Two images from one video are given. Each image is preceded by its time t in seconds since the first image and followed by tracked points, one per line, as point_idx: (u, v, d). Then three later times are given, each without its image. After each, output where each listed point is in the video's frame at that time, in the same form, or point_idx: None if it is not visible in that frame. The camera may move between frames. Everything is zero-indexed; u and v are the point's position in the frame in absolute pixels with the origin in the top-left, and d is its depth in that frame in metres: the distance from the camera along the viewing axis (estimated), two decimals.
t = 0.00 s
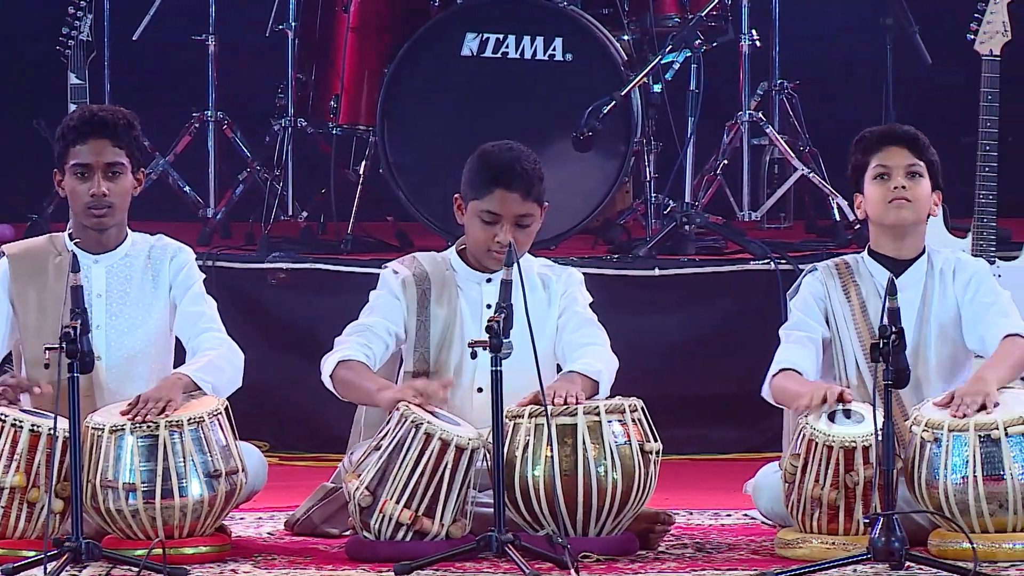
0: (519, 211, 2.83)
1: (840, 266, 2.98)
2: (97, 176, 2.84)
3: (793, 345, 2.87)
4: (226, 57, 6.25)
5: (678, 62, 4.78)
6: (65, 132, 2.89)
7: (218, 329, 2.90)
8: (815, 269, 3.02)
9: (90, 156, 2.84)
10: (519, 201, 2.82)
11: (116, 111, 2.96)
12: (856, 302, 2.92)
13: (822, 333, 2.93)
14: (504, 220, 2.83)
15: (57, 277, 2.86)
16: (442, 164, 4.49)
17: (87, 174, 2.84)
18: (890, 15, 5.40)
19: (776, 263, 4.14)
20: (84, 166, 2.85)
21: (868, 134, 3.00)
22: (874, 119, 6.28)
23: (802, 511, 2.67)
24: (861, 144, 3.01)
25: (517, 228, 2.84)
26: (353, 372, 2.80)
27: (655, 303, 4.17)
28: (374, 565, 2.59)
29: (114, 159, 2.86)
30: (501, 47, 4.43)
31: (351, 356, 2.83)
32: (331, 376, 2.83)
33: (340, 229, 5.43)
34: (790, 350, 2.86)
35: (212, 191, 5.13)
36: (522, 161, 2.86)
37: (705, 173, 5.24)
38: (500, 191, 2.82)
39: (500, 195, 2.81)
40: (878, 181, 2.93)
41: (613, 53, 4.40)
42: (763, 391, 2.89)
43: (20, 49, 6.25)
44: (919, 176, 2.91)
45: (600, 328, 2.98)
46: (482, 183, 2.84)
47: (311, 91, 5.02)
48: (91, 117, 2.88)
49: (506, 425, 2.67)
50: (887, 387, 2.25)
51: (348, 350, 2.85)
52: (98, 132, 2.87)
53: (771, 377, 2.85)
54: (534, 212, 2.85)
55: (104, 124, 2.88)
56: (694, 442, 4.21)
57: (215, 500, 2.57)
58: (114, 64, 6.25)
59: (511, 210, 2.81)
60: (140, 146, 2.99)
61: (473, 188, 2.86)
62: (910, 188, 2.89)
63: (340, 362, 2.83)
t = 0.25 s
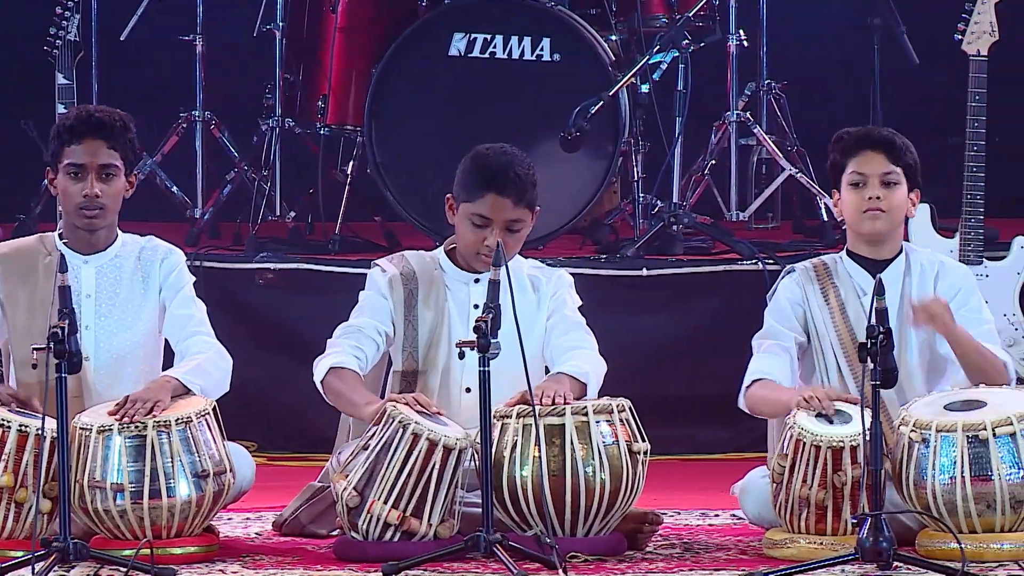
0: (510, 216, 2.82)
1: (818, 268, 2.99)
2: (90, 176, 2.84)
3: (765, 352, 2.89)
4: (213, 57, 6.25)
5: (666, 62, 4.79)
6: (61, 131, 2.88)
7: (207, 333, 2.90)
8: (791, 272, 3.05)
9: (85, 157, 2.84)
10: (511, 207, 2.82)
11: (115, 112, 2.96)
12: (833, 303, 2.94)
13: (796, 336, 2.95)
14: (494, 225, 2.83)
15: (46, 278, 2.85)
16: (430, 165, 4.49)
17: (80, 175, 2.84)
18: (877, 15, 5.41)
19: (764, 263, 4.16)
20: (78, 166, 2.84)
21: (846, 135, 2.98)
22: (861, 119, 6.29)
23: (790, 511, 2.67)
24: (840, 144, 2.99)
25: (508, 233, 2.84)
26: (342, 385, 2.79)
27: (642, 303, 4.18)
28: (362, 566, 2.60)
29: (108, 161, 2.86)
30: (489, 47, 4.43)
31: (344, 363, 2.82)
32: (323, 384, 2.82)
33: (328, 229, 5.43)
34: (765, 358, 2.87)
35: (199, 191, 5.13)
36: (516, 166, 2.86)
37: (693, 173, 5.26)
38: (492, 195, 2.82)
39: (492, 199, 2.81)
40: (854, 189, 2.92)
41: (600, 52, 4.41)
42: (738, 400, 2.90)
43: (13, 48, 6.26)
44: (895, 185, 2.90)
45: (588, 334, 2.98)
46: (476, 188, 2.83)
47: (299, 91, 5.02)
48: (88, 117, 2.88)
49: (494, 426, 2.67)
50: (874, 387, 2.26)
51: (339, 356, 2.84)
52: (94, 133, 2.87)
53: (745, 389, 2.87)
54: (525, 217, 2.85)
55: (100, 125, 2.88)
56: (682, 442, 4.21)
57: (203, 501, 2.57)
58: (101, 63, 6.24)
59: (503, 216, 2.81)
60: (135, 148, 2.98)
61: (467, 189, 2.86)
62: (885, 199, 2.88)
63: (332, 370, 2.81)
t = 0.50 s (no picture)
0: (502, 215, 2.83)
1: (806, 269, 2.99)
2: (82, 184, 2.81)
3: (752, 351, 2.91)
4: (205, 57, 6.25)
5: (657, 62, 4.80)
6: (55, 133, 2.84)
7: (196, 332, 2.90)
8: (779, 271, 3.04)
9: (78, 165, 2.80)
10: (502, 204, 2.83)
11: (109, 116, 2.92)
12: (823, 306, 2.94)
13: (784, 337, 2.96)
14: (485, 223, 2.83)
15: (37, 278, 2.85)
16: (421, 166, 4.50)
17: (73, 182, 2.81)
18: (868, 15, 5.42)
19: (755, 264, 4.16)
20: (71, 173, 2.81)
21: (856, 147, 2.88)
22: (852, 119, 6.31)
23: (781, 511, 2.68)
24: (847, 153, 2.89)
25: (499, 231, 2.84)
26: (330, 377, 2.82)
27: (633, 303, 4.19)
28: (353, 566, 2.60)
29: (102, 169, 2.82)
30: (480, 48, 4.43)
31: (330, 358, 2.83)
32: (311, 378, 2.83)
33: (319, 230, 5.42)
34: (750, 356, 2.89)
35: (190, 191, 5.12)
36: (507, 165, 2.86)
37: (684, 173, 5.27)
38: (483, 194, 2.82)
39: (484, 199, 2.82)
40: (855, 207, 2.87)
41: (591, 51, 4.40)
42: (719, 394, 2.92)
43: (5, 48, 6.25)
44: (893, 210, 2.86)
45: (580, 333, 2.98)
46: (466, 186, 2.84)
47: (290, 91, 5.02)
48: (84, 123, 2.84)
49: (485, 426, 2.68)
50: (865, 387, 2.26)
51: (326, 351, 2.85)
52: (89, 140, 2.83)
53: (727, 383, 2.89)
54: (517, 217, 2.85)
55: (95, 132, 2.84)
56: (673, 442, 4.22)
57: (194, 501, 2.57)
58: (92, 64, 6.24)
59: (494, 214, 2.82)
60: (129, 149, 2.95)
61: (459, 189, 2.86)
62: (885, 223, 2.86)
63: (319, 364, 2.83)
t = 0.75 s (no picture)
0: (489, 212, 2.83)
1: (793, 273, 2.99)
2: (70, 195, 2.79)
3: (743, 362, 2.89)
4: (195, 57, 6.24)
5: (646, 62, 4.81)
6: (45, 141, 2.81)
7: (187, 327, 2.90)
8: (765, 275, 3.04)
9: (66, 175, 2.77)
10: (488, 202, 2.83)
11: (102, 124, 2.88)
12: (810, 311, 2.95)
13: (774, 343, 2.96)
14: (473, 221, 2.83)
15: (26, 277, 2.85)
16: (410, 167, 4.50)
17: (61, 192, 2.78)
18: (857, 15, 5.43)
19: (745, 264, 4.17)
20: (59, 183, 2.78)
21: (868, 142, 2.97)
22: (841, 120, 6.32)
23: (771, 512, 2.68)
24: (858, 147, 2.98)
25: (487, 229, 2.84)
26: (327, 386, 2.80)
27: (623, 304, 4.19)
28: (343, 567, 2.60)
29: (92, 181, 2.80)
30: (469, 48, 4.43)
31: (327, 368, 2.83)
32: (308, 389, 2.83)
33: (309, 230, 5.42)
34: (741, 366, 2.88)
35: (179, 191, 5.12)
36: (491, 163, 2.88)
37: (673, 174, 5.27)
38: (470, 192, 2.83)
39: (470, 196, 2.82)
40: (852, 192, 2.92)
41: (580, 52, 4.39)
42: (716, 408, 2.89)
43: None
44: (889, 205, 2.91)
45: (572, 331, 2.99)
46: (453, 187, 2.85)
47: (279, 92, 5.02)
48: (75, 135, 2.80)
49: (476, 427, 2.69)
50: (855, 387, 2.27)
51: (322, 362, 2.85)
52: (78, 150, 2.80)
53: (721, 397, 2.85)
54: (504, 214, 2.85)
55: (85, 143, 2.81)
56: (663, 443, 4.22)
57: (184, 501, 2.57)
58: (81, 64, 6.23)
59: (481, 212, 2.82)
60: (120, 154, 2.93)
61: (446, 189, 2.86)
62: (876, 214, 2.89)
63: (316, 375, 2.83)
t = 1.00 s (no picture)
0: (473, 212, 2.84)
1: (782, 270, 3.01)
2: (59, 203, 2.78)
3: (724, 356, 2.92)
4: (181, 58, 6.24)
5: (632, 63, 4.82)
6: (35, 147, 2.79)
7: (173, 324, 2.89)
8: (754, 271, 3.05)
9: (55, 185, 2.76)
10: (472, 202, 2.83)
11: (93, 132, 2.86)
12: (798, 308, 2.96)
13: (758, 340, 2.98)
14: (456, 221, 2.84)
15: (11, 278, 2.85)
16: (396, 167, 4.50)
17: (50, 200, 2.77)
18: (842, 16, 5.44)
19: (731, 264, 4.18)
20: (48, 191, 2.77)
21: (855, 139, 2.97)
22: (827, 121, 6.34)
23: (757, 512, 2.69)
24: (843, 144, 2.99)
25: (471, 229, 2.85)
26: (306, 378, 2.81)
27: (609, 305, 4.20)
28: (329, 567, 2.59)
29: (81, 190, 2.79)
30: (455, 49, 4.44)
31: (307, 361, 2.84)
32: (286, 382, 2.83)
33: (295, 231, 5.42)
34: (722, 361, 2.90)
35: (166, 192, 5.11)
36: (474, 162, 2.88)
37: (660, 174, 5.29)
38: (453, 192, 2.83)
39: (453, 197, 2.83)
40: (840, 192, 2.93)
41: (567, 54, 4.40)
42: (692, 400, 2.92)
43: None
44: (877, 205, 2.92)
45: (558, 333, 2.99)
46: (436, 186, 2.85)
47: (265, 92, 5.01)
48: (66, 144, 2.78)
49: (462, 427, 2.68)
50: (841, 388, 2.27)
51: (302, 354, 2.85)
52: (69, 160, 2.78)
53: (700, 391, 2.89)
54: (489, 214, 2.86)
55: (76, 154, 2.79)
56: (649, 443, 4.23)
57: (170, 502, 2.57)
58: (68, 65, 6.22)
59: (465, 212, 2.83)
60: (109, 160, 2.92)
61: (429, 188, 2.87)
62: (864, 214, 2.91)
63: (295, 367, 2.83)
